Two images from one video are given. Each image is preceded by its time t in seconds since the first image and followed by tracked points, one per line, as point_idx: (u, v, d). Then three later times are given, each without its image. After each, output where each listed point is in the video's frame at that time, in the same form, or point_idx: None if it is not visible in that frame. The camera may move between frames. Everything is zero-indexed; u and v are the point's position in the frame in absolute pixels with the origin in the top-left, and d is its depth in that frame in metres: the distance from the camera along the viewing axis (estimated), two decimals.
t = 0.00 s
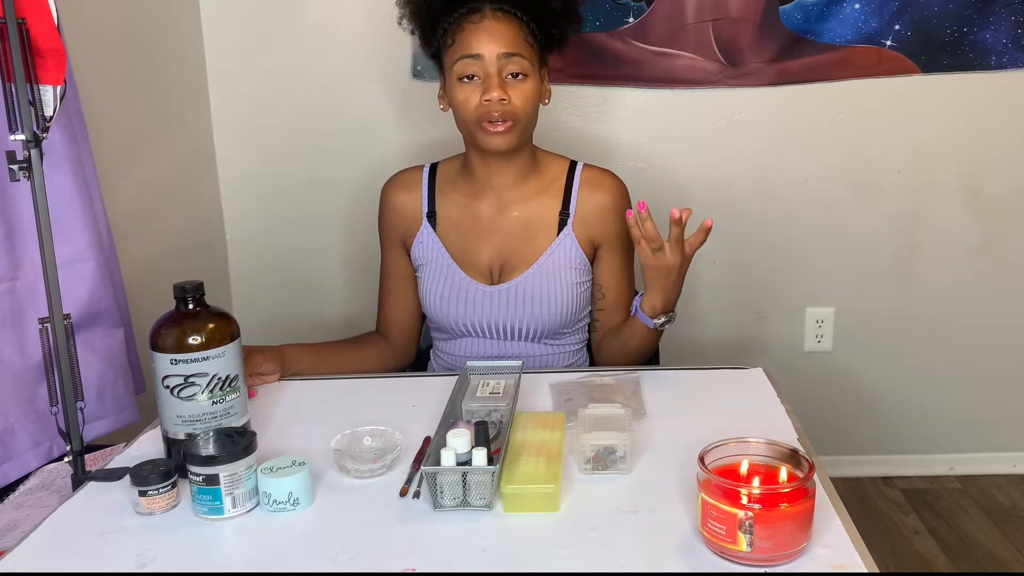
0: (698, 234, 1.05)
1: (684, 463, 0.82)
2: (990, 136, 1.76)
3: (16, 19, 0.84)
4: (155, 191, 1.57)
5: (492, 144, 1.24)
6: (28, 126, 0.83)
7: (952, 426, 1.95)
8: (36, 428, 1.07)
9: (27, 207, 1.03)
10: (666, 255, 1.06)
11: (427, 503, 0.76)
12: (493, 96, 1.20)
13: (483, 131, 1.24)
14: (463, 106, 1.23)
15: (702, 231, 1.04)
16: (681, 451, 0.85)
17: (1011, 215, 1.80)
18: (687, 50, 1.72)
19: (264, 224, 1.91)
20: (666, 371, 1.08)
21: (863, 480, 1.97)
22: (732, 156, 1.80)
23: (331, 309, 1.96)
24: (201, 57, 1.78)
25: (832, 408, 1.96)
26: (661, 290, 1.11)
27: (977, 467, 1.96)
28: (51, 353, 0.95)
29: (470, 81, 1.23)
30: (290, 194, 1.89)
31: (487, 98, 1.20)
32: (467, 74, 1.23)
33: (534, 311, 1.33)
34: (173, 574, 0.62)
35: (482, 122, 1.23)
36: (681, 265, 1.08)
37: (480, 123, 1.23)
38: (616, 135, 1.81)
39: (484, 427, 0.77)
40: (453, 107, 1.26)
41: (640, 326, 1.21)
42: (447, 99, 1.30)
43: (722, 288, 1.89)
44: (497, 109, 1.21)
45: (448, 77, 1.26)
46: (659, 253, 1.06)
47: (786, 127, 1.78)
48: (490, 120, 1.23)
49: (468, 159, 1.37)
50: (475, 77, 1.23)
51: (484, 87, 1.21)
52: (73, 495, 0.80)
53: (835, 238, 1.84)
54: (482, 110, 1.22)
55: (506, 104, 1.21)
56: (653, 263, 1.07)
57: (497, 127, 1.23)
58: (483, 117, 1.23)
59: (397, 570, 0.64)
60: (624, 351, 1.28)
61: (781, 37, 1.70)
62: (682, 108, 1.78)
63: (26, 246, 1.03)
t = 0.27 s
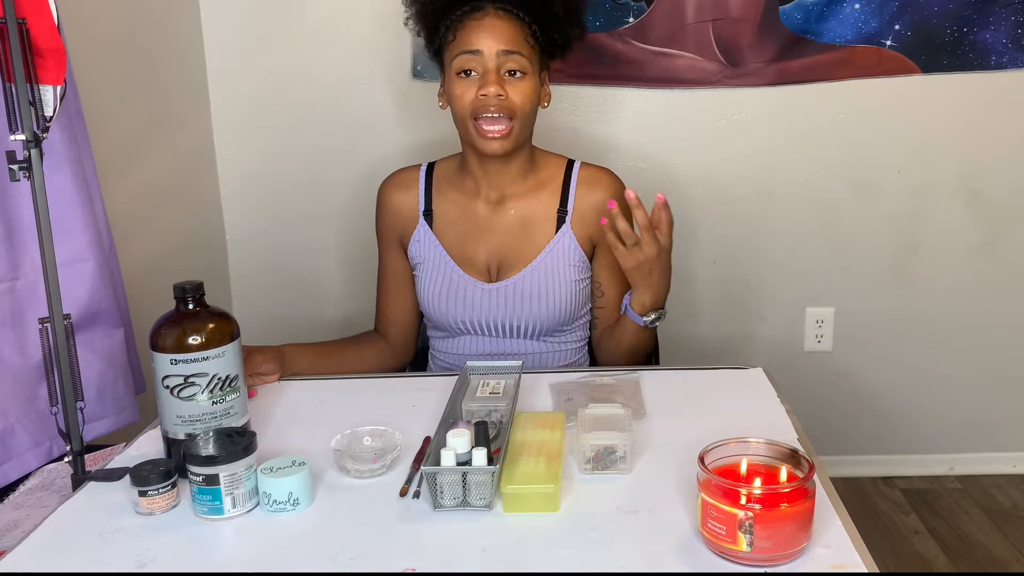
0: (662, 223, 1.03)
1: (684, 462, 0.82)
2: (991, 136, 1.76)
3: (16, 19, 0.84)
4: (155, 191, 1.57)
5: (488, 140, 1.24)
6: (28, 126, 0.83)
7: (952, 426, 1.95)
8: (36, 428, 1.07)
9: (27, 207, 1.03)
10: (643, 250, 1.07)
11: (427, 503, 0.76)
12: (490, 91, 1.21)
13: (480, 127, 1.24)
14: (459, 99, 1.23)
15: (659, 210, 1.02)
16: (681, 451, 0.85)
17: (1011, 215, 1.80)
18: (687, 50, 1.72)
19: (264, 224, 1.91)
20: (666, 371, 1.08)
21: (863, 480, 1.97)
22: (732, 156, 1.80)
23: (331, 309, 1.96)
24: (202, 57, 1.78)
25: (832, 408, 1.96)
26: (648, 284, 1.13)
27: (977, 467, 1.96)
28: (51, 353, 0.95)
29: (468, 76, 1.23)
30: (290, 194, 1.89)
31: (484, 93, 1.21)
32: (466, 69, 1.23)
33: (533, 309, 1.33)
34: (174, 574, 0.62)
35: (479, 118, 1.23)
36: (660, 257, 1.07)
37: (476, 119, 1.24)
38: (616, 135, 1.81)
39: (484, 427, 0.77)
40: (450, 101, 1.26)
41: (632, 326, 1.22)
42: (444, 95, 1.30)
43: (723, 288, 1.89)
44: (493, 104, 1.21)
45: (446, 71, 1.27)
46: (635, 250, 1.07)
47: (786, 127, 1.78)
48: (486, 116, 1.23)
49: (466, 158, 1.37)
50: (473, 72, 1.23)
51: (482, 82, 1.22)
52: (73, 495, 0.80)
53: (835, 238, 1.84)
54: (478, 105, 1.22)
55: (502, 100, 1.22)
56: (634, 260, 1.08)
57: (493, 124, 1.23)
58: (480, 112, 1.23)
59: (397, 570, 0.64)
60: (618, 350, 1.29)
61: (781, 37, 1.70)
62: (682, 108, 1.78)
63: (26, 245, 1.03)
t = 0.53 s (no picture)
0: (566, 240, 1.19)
1: (684, 462, 0.82)
2: (990, 136, 1.76)
3: (16, 19, 0.84)
4: (155, 192, 1.57)
5: (493, 137, 1.24)
6: (28, 126, 0.83)
7: (952, 426, 1.95)
8: (36, 428, 1.07)
9: (27, 207, 1.03)
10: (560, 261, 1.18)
11: (427, 503, 0.76)
12: (496, 88, 1.21)
13: (486, 123, 1.24)
14: (465, 96, 1.24)
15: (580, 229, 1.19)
16: (681, 451, 0.85)
17: (1011, 215, 1.80)
18: (687, 50, 1.72)
19: (264, 224, 1.91)
20: (666, 371, 1.08)
21: (863, 480, 1.97)
22: (732, 156, 1.80)
23: (331, 309, 1.96)
24: (202, 57, 1.78)
25: (832, 408, 1.96)
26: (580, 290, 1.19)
27: (977, 467, 1.96)
28: (51, 353, 0.95)
29: (474, 73, 1.23)
30: (290, 194, 1.89)
31: (491, 90, 1.21)
32: (471, 66, 1.23)
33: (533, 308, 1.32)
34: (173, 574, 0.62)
35: (485, 114, 1.23)
36: (577, 263, 1.17)
37: (482, 116, 1.24)
38: (616, 135, 1.81)
39: (483, 427, 0.77)
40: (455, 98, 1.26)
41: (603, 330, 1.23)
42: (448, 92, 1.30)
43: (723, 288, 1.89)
44: (499, 101, 1.22)
45: (451, 69, 1.27)
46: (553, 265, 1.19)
47: (786, 127, 1.78)
48: (493, 112, 1.23)
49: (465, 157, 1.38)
50: (478, 69, 1.23)
51: (487, 79, 1.22)
52: (73, 495, 0.80)
53: (835, 238, 1.84)
54: (484, 101, 1.22)
55: (509, 97, 1.22)
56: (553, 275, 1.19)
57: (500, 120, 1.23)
58: (486, 109, 1.23)
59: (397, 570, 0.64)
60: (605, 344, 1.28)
61: (781, 37, 1.70)
62: (682, 108, 1.78)
63: (26, 245, 1.03)
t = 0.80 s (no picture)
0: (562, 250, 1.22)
1: (684, 462, 0.82)
2: (990, 136, 1.76)
3: (16, 19, 0.84)
4: (155, 192, 1.57)
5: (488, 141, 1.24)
6: (28, 126, 0.83)
7: (952, 426, 1.95)
8: (36, 428, 1.07)
9: (27, 207, 1.03)
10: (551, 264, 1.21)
11: (427, 503, 0.76)
12: (492, 94, 1.20)
13: (480, 128, 1.23)
14: (461, 100, 1.23)
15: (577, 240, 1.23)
16: (681, 451, 0.85)
17: (1011, 215, 1.80)
18: (687, 50, 1.72)
19: (264, 224, 1.91)
20: (666, 371, 1.08)
21: (863, 480, 1.97)
22: (732, 156, 1.80)
23: (331, 309, 1.96)
24: (202, 58, 1.78)
25: (832, 408, 1.96)
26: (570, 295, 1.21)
27: (977, 467, 1.96)
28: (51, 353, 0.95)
29: (471, 77, 1.23)
30: (290, 194, 1.89)
31: (486, 95, 1.21)
32: (469, 70, 1.23)
33: (532, 309, 1.32)
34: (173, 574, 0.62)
35: (480, 118, 1.23)
36: (572, 266, 1.20)
37: (477, 120, 1.23)
38: (616, 135, 1.81)
39: (484, 427, 0.77)
40: (451, 101, 1.26)
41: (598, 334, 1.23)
42: (445, 95, 1.30)
43: (723, 288, 1.89)
44: (496, 106, 1.21)
45: (448, 72, 1.26)
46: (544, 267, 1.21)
47: (786, 127, 1.78)
48: (487, 117, 1.23)
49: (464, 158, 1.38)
50: (476, 74, 1.23)
51: (484, 84, 1.22)
52: (73, 495, 0.80)
53: (835, 238, 1.84)
54: (481, 106, 1.22)
55: (504, 102, 1.21)
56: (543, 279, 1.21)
57: (494, 125, 1.23)
58: (481, 113, 1.22)
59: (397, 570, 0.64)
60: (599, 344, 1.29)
61: (781, 37, 1.70)
62: (682, 108, 1.78)
63: (26, 245, 1.03)
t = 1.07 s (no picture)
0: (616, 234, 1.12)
1: (684, 462, 0.82)
2: (990, 135, 1.76)
3: (16, 18, 0.84)
4: (155, 191, 1.57)
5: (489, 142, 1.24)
6: (28, 126, 0.83)
7: (951, 426, 1.95)
8: (36, 428, 1.07)
9: (27, 206, 1.03)
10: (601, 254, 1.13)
11: (427, 503, 0.76)
12: (493, 94, 1.20)
13: (480, 129, 1.24)
14: (461, 101, 1.23)
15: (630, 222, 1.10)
16: (681, 451, 0.85)
17: (1011, 215, 1.80)
18: (687, 50, 1.72)
19: (264, 224, 1.91)
20: (666, 370, 1.08)
21: (863, 480, 1.98)
22: (732, 156, 1.80)
23: (331, 309, 1.96)
24: (202, 57, 1.78)
25: (832, 408, 1.96)
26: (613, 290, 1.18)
27: (977, 467, 1.96)
28: (51, 353, 0.95)
29: (470, 78, 1.23)
30: (290, 194, 1.89)
31: (487, 96, 1.21)
32: (468, 71, 1.23)
33: (532, 308, 1.33)
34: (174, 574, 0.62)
35: (480, 119, 1.23)
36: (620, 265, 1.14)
37: (477, 121, 1.23)
38: (616, 135, 1.81)
39: (484, 427, 0.77)
40: (450, 103, 1.26)
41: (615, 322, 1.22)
42: (444, 96, 1.29)
43: (722, 288, 1.90)
44: (496, 107, 1.21)
45: (446, 73, 1.26)
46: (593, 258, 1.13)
47: (786, 127, 1.78)
48: (488, 118, 1.22)
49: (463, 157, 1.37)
50: (474, 74, 1.23)
51: (484, 84, 1.21)
52: (73, 495, 0.80)
53: (835, 238, 1.84)
54: (481, 107, 1.22)
55: (505, 103, 1.21)
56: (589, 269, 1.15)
57: (494, 126, 1.23)
58: (481, 114, 1.22)
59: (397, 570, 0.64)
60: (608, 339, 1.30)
61: (781, 37, 1.70)
62: (682, 108, 1.78)
63: (26, 245, 1.03)
